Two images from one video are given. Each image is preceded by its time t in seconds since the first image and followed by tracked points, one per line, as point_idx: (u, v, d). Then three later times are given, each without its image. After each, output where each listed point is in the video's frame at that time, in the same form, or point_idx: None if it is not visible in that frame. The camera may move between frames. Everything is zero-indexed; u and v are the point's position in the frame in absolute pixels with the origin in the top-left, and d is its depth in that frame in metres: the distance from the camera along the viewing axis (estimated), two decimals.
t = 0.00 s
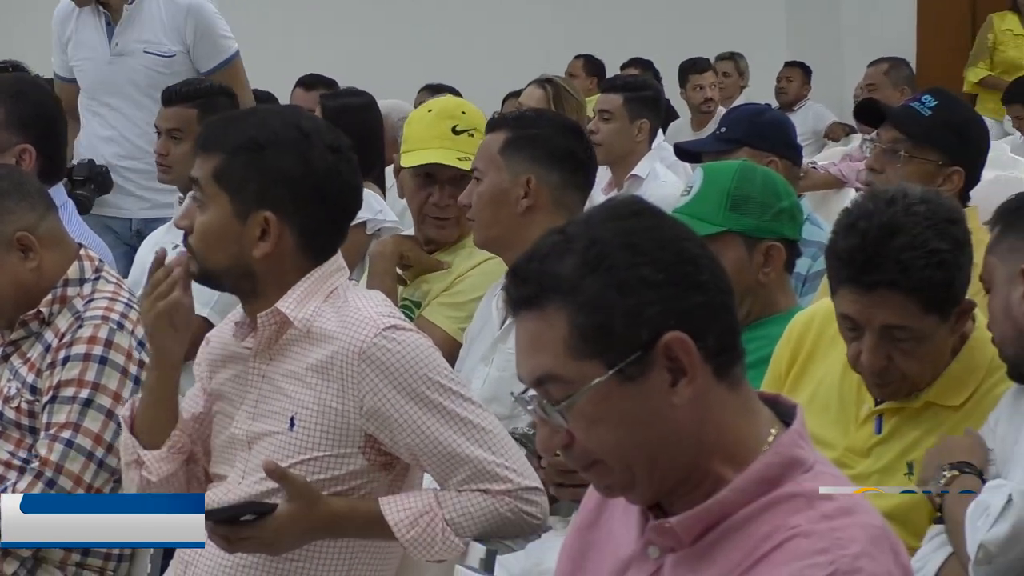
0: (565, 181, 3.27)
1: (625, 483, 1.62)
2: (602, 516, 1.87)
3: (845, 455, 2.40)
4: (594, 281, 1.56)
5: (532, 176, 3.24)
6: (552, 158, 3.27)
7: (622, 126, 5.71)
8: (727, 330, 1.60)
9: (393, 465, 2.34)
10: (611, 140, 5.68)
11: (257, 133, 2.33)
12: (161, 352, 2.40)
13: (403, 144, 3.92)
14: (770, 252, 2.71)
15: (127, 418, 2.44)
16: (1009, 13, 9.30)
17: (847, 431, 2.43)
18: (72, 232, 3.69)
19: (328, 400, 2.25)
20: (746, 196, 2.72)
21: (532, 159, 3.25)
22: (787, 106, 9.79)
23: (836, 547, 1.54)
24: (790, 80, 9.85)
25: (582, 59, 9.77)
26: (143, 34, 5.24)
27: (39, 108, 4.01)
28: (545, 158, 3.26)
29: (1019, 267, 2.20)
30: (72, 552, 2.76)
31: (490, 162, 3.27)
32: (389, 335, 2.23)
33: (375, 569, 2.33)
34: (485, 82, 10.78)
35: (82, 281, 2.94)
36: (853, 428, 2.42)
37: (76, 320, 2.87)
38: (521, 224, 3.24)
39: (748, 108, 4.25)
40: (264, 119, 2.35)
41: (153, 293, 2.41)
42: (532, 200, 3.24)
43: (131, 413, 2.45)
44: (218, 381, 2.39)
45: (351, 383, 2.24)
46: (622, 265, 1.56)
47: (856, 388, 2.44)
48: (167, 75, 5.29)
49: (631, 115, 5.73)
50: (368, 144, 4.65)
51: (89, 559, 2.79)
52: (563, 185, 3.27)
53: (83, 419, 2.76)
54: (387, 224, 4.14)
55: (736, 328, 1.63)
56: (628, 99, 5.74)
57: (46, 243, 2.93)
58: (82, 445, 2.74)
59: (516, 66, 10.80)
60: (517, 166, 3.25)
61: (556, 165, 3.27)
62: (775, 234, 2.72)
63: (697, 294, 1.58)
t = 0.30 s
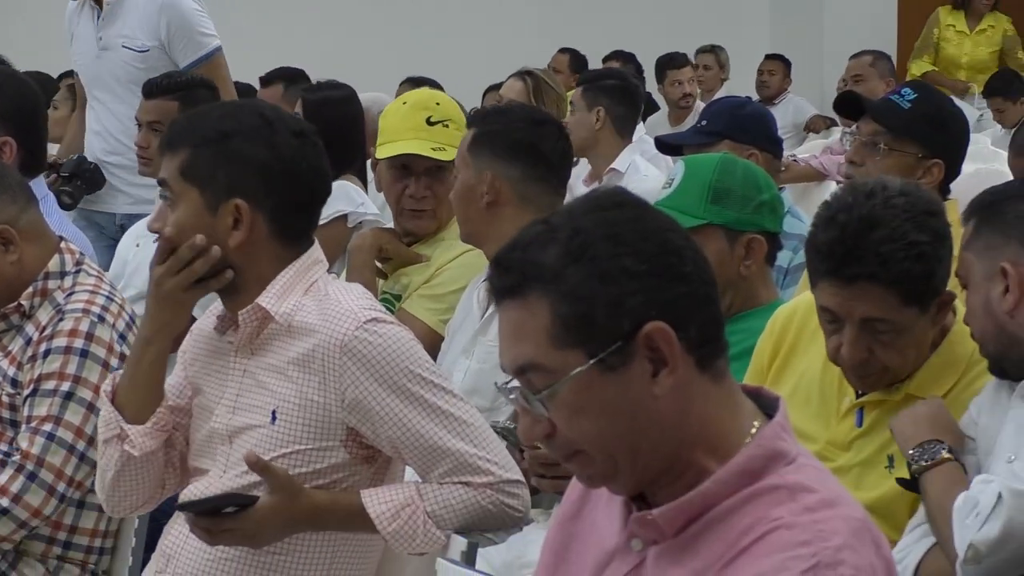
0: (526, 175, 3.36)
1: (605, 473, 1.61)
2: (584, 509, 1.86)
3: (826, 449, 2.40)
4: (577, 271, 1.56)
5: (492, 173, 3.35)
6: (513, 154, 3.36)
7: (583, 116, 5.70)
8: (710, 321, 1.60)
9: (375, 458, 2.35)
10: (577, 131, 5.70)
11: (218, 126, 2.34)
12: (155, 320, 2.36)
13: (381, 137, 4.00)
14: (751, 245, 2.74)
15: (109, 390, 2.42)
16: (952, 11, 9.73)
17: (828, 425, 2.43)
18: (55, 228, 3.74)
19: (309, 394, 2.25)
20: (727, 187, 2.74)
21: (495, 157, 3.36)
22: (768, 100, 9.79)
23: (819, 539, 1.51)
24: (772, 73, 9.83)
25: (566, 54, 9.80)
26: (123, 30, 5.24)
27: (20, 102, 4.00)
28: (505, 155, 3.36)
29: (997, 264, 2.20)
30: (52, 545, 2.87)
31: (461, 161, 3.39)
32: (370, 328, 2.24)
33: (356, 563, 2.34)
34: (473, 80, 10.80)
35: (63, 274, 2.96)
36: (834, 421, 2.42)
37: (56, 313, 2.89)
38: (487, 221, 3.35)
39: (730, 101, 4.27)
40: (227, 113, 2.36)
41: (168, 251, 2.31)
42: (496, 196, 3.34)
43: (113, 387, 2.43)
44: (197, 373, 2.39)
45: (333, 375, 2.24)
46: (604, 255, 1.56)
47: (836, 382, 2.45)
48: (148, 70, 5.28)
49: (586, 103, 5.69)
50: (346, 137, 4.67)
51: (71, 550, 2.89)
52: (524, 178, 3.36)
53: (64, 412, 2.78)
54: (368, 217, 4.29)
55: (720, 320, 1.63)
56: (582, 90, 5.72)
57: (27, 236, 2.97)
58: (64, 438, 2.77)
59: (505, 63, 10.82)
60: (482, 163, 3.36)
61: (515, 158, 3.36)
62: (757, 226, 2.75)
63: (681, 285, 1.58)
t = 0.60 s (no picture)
0: (526, 171, 3.41)
1: (588, 465, 1.64)
2: (569, 500, 1.88)
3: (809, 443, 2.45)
4: (563, 264, 1.60)
5: (492, 167, 3.38)
6: (513, 148, 3.40)
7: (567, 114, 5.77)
8: (694, 316, 1.63)
9: (365, 452, 2.39)
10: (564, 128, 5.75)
11: (218, 121, 2.40)
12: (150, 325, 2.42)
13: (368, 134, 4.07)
14: (736, 241, 2.78)
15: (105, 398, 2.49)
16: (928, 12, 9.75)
17: (811, 418, 2.49)
18: (51, 226, 3.77)
19: (300, 389, 2.29)
20: (713, 184, 2.78)
21: (494, 150, 3.39)
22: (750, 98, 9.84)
23: (801, 529, 1.53)
24: (756, 73, 9.87)
25: (554, 54, 9.87)
26: (97, 33, 5.60)
27: (15, 100, 4.04)
28: (504, 149, 3.39)
29: (974, 268, 2.22)
30: (48, 536, 2.90)
31: (454, 156, 3.42)
32: (359, 323, 2.27)
33: (346, 556, 2.37)
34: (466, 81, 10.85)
35: (59, 270, 3.00)
36: (817, 415, 2.48)
37: (53, 308, 2.93)
38: (484, 213, 3.38)
39: (714, 99, 4.34)
40: (228, 110, 2.42)
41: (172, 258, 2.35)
42: (493, 190, 3.38)
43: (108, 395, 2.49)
44: (190, 372, 2.42)
45: (323, 370, 2.28)
46: (590, 248, 1.59)
47: (819, 376, 2.49)
48: (125, 71, 5.64)
49: (570, 101, 5.77)
50: (336, 135, 4.71)
51: (67, 541, 2.92)
52: (525, 172, 3.40)
53: (60, 406, 2.82)
54: (359, 214, 4.33)
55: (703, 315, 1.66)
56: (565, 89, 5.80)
57: (23, 233, 3.00)
58: (60, 430, 2.81)
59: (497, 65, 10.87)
60: (479, 157, 3.39)
61: (516, 152, 3.40)
62: (740, 223, 2.79)
63: (664, 280, 1.61)
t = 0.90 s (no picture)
0: (524, 176, 3.46)
1: (579, 465, 1.67)
2: (561, 498, 1.93)
3: (796, 443, 2.50)
4: (554, 268, 1.63)
5: (493, 172, 3.43)
6: (510, 155, 3.46)
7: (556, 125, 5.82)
8: (683, 319, 1.67)
9: (363, 452, 2.43)
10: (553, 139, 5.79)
11: (228, 124, 2.46)
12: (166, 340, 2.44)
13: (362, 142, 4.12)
14: (725, 245, 2.84)
15: (117, 408, 2.52)
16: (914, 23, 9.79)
17: (798, 420, 2.53)
18: (53, 230, 3.82)
19: (299, 390, 2.34)
20: (702, 189, 2.84)
21: (492, 156, 3.44)
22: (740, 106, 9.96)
23: (789, 527, 1.57)
24: (744, 80, 10.00)
25: (547, 62, 9.91)
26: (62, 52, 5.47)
27: (18, 106, 4.09)
28: (504, 154, 3.45)
29: (962, 267, 2.27)
30: (50, 534, 2.95)
31: (451, 160, 3.46)
32: (356, 326, 2.32)
33: (344, 554, 2.42)
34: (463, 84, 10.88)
35: (61, 274, 3.05)
36: (803, 416, 2.52)
37: (54, 310, 2.97)
38: (484, 217, 3.43)
39: (702, 107, 4.42)
40: (237, 116, 2.48)
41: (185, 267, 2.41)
42: (493, 194, 3.42)
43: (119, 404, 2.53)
44: (193, 375, 2.47)
45: (321, 371, 2.32)
46: (581, 253, 1.63)
47: (807, 378, 2.54)
48: (87, 89, 5.46)
49: (557, 112, 5.83)
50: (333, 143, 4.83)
51: (68, 539, 2.98)
52: (522, 177, 3.46)
53: (62, 406, 2.87)
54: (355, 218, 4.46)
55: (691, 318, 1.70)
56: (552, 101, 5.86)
57: (26, 237, 3.05)
58: (61, 430, 2.87)
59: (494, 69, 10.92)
60: (479, 163, 3.43)
61: (515, 157, 3.46)
62: (729, 227, 2.85)
63: (653, 284, 1.65)
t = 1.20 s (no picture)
0: (513, 180, 3.51)
1: (567, 463, 1.71)
2: (547, 496, 1.97)
3: (778, 440, 2.55)
4: (544, 267, 1.67)
5: (483, 176, 3.48)
6: (500, 159, 3.50)
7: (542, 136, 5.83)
8: (669, 319, 1.71)
9: (353, 449, 2.48)
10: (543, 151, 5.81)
11: (228, 127, 2.50)
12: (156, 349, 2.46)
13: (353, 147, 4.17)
14: (710, 246, 2.91)
15: (111, 411, 2.55)
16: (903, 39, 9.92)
17: (780, 418, 2.58)
18: (51, 231, 3.87)
19: (291, 388, 2.38)
20: (688, 192, 2.91)
21: (481, 160, 3.49)
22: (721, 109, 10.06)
23: (772, 524, 1.60)
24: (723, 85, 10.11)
25: (531, 66, 9.96)
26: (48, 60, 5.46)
27: (15, 110, 4.13)
28: (494, 158, 3.49)
29: (948, 265, 2.32)
30: (46, 530, 2.99)
31: (442, 163, 3.50)
32: (348, 326, 2.37)
33: (335, 549, 2.47)
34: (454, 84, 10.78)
35: (58, 274, 3.09)
36: (786, 414, 2.57)
37: (52, 310, 3.02)
38: (474, 220, 3.48)
39: (686, 112, 4.48)
40: (235, 120, 2.53)
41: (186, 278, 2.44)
42: (483, 198, 3.47)
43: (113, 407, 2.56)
44: (187, 374, 2.51)
45: (313, 370, 2.37)
46: (570, 253, 1.67)
47: (789, 377, 2.59)
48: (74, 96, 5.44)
49: (540, 124, 5.82)
50: (325, 146, 4.96)
51: (64, 535, 3.02)
52: (512, 181, 3.50)
53: (58, 404, 2.91)
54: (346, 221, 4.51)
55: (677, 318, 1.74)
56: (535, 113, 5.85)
57: (24, 239, 3.10)
58: (57, 428, 2.91)
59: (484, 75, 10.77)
60: (469, 167, 3.48)
61: (507, 162, 3.51)
62: (714, 229, 2.92)
63: (641, 284, 1.69)
